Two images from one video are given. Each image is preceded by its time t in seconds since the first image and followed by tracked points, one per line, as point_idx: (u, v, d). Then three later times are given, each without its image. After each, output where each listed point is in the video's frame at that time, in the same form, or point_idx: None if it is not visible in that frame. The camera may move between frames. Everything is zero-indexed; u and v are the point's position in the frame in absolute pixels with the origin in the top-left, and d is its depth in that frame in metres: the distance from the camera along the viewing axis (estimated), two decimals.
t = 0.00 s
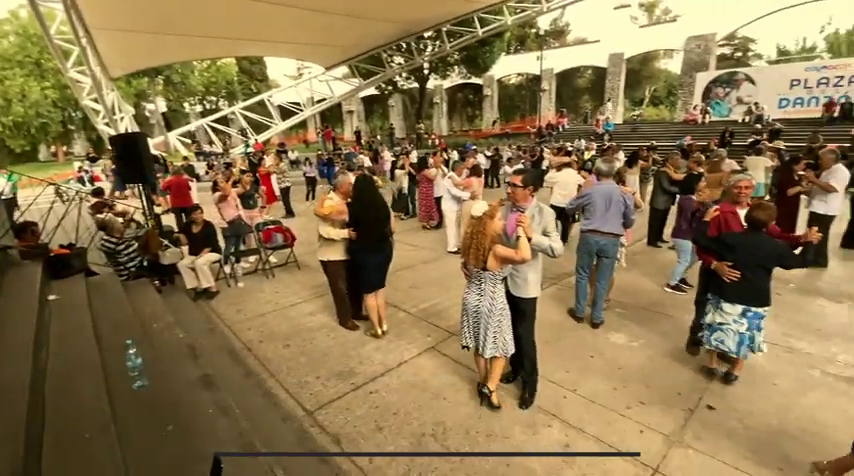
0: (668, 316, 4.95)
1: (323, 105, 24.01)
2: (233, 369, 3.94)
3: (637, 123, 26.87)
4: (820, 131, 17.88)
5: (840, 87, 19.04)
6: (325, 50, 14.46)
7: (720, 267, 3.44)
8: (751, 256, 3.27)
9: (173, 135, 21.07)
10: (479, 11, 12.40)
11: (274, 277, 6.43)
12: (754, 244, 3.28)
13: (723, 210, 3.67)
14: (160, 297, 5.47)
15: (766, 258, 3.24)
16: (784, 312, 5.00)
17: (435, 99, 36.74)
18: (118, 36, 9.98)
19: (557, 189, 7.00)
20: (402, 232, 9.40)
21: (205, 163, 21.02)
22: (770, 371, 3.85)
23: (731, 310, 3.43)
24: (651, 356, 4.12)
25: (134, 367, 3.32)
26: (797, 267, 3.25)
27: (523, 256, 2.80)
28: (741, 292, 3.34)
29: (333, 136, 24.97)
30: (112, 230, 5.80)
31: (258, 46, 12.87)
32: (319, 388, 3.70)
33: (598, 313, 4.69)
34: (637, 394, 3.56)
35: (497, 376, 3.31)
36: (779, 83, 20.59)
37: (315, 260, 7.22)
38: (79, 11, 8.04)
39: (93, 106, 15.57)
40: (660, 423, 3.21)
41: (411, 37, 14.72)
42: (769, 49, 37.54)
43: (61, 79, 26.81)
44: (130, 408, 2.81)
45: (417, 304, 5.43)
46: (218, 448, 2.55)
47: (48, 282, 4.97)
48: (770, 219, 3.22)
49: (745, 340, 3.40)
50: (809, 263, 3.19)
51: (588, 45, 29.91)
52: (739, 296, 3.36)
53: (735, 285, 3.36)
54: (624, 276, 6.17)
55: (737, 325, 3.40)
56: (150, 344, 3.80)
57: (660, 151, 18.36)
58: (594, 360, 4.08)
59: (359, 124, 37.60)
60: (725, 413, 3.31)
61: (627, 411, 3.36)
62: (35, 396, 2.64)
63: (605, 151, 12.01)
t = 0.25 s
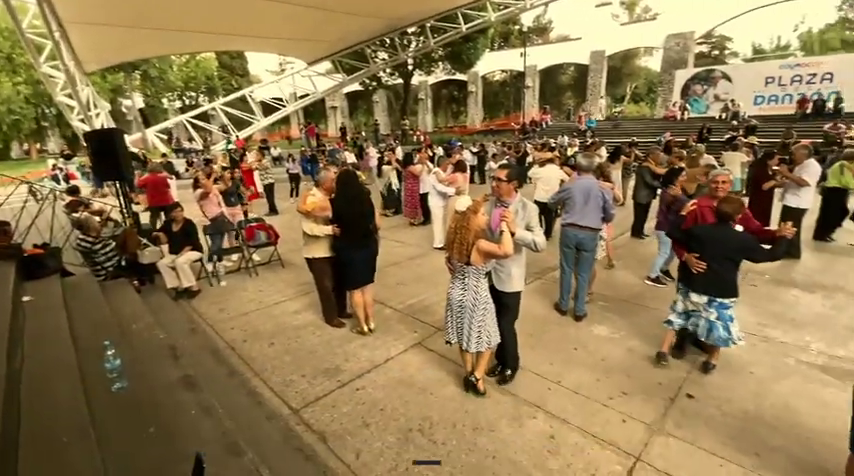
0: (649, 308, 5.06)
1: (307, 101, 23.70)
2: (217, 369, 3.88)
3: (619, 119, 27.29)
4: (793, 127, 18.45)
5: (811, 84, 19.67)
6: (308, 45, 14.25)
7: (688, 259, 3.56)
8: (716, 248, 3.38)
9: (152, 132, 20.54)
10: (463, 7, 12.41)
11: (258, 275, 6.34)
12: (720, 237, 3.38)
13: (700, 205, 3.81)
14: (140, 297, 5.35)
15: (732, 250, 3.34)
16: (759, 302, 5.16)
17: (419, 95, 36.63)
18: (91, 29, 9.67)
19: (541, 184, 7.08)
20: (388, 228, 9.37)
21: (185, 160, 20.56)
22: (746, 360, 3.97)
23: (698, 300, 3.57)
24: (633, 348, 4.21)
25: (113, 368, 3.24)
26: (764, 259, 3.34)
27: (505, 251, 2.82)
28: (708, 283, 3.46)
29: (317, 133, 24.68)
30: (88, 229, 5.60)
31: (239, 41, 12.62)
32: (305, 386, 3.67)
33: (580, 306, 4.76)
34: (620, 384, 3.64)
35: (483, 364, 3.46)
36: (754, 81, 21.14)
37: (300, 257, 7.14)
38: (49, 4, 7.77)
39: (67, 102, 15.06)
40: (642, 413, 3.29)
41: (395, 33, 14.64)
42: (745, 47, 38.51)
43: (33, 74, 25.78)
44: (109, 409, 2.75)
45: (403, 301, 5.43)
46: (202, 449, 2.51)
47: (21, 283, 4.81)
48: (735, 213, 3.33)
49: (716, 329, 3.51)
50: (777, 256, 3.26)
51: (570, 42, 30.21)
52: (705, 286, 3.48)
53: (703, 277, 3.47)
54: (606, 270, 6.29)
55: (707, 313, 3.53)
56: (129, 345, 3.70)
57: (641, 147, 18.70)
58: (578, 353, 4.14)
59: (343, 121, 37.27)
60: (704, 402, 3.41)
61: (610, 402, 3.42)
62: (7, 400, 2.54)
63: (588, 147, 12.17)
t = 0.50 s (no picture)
0: (637, 303, 5.13)
1: (296, 99, 23.50)
2: (206, 370, 3.84)
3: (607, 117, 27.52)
4: (777, 124, 18.78)
5: (795, 82, 20.03)
6: (296, 42, 14.11)
7: (658, 251, 3.66)
8: (683, 241, 3.45)
9: (137, 130, 20.20)
10: (453, 5, 12.41)
11: (247, 275, 6.29)
12: (688, 230, 3.44)
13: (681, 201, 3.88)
14: (127, 298, 5.26)
15: (700, 245, 3.39)
16: (744, 297, 5.26)
17: (409, 93, 36.55)
18: (74, 26, 9.48)
19: (530, 182, 7.12)
20: (378, 227, 9.36)
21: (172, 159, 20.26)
22: (732, 353, 4.05)
23: (664, 292, 3.64)
24: (621, 343, 4.27)
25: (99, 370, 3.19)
26: (735, 257, 3.41)
27: (494, 247, 2.82)
28: (673, 275, 3.55)
29: (306, 131, 24.50)
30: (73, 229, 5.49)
31: (226, 38, 12.47)
32: (296, 385, 3.65)
33: (567, 300, 4.86)
34: (609, 379, 3.69)
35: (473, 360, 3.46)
36: (739, 79, 21.48)
37: (290, 256, 7.10)
38: None
39: (50, 100, 14.75)
40: (630, 406, 3.34)
41: (385, 31, 14.59)
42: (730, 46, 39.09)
43: (15, 72, 25.12)
44: (97, 411, 2.72)
45: (395, 299, 5.43)
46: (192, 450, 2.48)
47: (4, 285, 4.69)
48: (705, 207, 3.36)
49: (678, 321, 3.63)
50: (747, 253, 3.33)
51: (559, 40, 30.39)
52: (670, 279, 3.57)
53: (669, 269, 3.56)
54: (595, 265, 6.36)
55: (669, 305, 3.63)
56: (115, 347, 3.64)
57: (629, 145, 18.89)
58: (568, 348, 4.19)
59: (334, 119, 37.05)
60: (690, 394, 3.47)
61: (599, 396, 3.47)
62: None
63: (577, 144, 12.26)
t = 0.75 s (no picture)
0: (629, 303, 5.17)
1: (288, 100, 23.38)
2: (197, 374, 3.80)
3: (599, 118, 27.70)
4: (765, 124, 19.03)
5: (782, 83, 20.39)
6: (288, 43, 14.03)
7: (640, 251, 3.70)
8: (663, 242, 3.49)
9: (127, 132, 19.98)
10: (445, 6, 12.43)
11: (239, 277, 6.24)
12: (669, 230, 3.48)
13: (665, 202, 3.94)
14: (117, 302, 5.20)
15: (680, 245, 3.43)
16: (734, 295, 5.32)
17: (402, 94, 36.54)
18: (62, 27, 9.35)
19: (523, 183, 7.14)
20: (371, 228, 9.34)
21: (163, 161, 20.04)
22: (722, 351, 4.09)
23: (643, 291, 3.69)
24: (613, 342, 4.29)
25: (87, 376, 3.14)
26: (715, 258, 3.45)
27: (487, 249, 2.83)
28: (652, 275, 3.60)
29: (299, 133, 24.39)
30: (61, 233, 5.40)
31: (217, 39, 12.37)
32: (289, 389, 3.63)
33: (558, 299, 4.87)
34: (601, 378, 3.71)
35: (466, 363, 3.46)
36: (728, 80, 21.74)
37: (282, 259, 7.06)
38: None
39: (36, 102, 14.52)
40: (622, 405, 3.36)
41: (377, 32, 14.57)
42: (719, 47, 39.56)
43: None
44: (83, 417, 2.66)
45: (388, 301, 5.41)
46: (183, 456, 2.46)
47: None
48: (683, 207, 3.41)
49: (655, 321, 3.67)
50: (725, 255, 3.38)
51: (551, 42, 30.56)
52: (650, 278, 3.62)
53: (650, 269, 3.61)
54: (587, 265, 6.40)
55: (647, 305, 3.67)
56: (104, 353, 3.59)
57: (621, 145, 19.03)
58: (561, 348, 4.20)
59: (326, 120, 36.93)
60: (682, 393, 3.50)
61: (591, 395, 3.48)
62: None
63: (569, 145, 12.31)
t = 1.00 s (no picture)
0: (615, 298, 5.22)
1: (275, 97, 23.09)
2: (181, 376, 3.74)
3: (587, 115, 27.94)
4: (748, 122, 19.39)
5: (764, 81, 20.67)
6: (274, 40, 13.86)
7: (625, 251, 3.72)
8: (646, 242, 3.53)
9: (110, 130, 19.57)
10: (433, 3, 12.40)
11: (225, 277, 6.16)
12: (652, 230, 3.51)
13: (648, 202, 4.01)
14: (98, 304, 5.10)
15: (663, 245, 3.48)
16: (717, 289, 5.42)
17: (391, 91, 36.38)
18: (39, 22, 9.12)
19: (511, 181, 7.16)
20: (360, 226, 9.29)
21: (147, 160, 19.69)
22: (705, 345, 4.16)
23: (628, 290, 3.73)
24: (600, 337, 4.34)
25: (65, 380, 3.06)
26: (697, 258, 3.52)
27: (473, 248, 2.86)
28: (637, 274, 3.64)
29: (287, 130, 24.15)
30: (39, 234, 5.27)
31: (201, 35, 12.17)
32: (275, 389, 3.60)
33: (545, 297, 4.90)
34: (588, 374, 3.74)
35: (450, 366, 3.43)
36: (712, 78, 22.10)
37: (269, 258, 6.99)
38: None
39: (14, 99, 14.14)
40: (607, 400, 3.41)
41: (365, 28, 14.48)
42: (703, 45, 40.18)
43: None
44: (61, 422, 2.59)
45: (376, 299, 5.39)
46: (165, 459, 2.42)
47: None
48: (666, 207, 3.45)
49: (636, 319, 3.75)
50: (707, 255, 3.44)
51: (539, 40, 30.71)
52: (635, 277, 3.65)
53: (635, 268, 3.64)
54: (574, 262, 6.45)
55: (631, 303, 3.71)
56: (84, 356, 3.50)
57: (608, 142, 19.22)
58: (548, 344, 4.24)
59: (314, 117, 36.62)
60: (666, 387, 3.55)
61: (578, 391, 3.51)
62: None
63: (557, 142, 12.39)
